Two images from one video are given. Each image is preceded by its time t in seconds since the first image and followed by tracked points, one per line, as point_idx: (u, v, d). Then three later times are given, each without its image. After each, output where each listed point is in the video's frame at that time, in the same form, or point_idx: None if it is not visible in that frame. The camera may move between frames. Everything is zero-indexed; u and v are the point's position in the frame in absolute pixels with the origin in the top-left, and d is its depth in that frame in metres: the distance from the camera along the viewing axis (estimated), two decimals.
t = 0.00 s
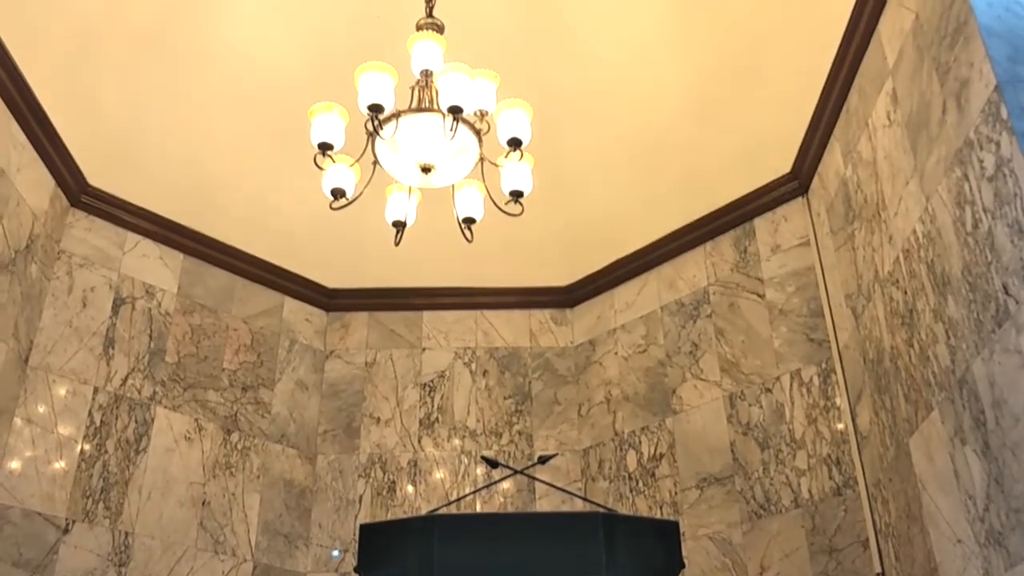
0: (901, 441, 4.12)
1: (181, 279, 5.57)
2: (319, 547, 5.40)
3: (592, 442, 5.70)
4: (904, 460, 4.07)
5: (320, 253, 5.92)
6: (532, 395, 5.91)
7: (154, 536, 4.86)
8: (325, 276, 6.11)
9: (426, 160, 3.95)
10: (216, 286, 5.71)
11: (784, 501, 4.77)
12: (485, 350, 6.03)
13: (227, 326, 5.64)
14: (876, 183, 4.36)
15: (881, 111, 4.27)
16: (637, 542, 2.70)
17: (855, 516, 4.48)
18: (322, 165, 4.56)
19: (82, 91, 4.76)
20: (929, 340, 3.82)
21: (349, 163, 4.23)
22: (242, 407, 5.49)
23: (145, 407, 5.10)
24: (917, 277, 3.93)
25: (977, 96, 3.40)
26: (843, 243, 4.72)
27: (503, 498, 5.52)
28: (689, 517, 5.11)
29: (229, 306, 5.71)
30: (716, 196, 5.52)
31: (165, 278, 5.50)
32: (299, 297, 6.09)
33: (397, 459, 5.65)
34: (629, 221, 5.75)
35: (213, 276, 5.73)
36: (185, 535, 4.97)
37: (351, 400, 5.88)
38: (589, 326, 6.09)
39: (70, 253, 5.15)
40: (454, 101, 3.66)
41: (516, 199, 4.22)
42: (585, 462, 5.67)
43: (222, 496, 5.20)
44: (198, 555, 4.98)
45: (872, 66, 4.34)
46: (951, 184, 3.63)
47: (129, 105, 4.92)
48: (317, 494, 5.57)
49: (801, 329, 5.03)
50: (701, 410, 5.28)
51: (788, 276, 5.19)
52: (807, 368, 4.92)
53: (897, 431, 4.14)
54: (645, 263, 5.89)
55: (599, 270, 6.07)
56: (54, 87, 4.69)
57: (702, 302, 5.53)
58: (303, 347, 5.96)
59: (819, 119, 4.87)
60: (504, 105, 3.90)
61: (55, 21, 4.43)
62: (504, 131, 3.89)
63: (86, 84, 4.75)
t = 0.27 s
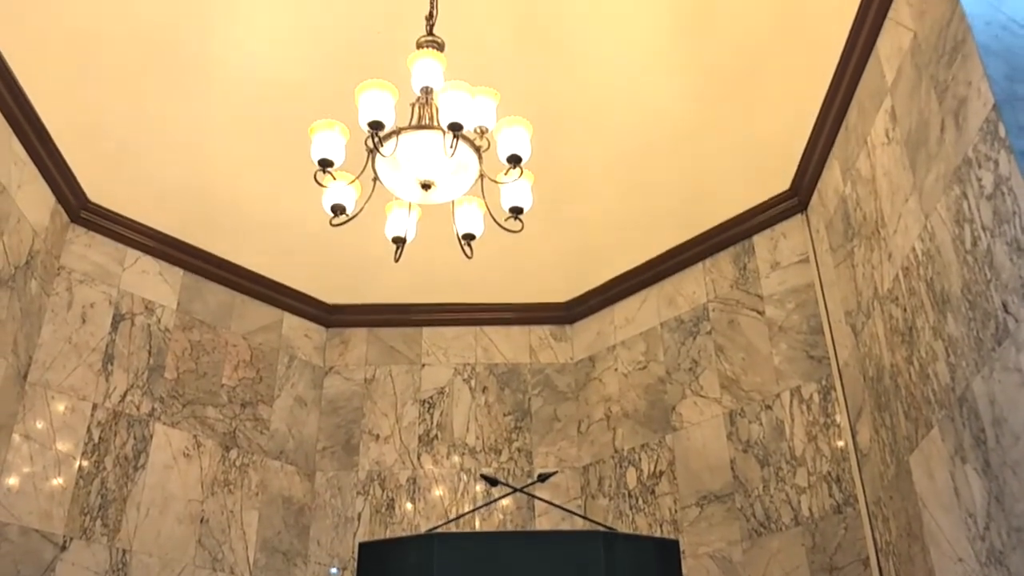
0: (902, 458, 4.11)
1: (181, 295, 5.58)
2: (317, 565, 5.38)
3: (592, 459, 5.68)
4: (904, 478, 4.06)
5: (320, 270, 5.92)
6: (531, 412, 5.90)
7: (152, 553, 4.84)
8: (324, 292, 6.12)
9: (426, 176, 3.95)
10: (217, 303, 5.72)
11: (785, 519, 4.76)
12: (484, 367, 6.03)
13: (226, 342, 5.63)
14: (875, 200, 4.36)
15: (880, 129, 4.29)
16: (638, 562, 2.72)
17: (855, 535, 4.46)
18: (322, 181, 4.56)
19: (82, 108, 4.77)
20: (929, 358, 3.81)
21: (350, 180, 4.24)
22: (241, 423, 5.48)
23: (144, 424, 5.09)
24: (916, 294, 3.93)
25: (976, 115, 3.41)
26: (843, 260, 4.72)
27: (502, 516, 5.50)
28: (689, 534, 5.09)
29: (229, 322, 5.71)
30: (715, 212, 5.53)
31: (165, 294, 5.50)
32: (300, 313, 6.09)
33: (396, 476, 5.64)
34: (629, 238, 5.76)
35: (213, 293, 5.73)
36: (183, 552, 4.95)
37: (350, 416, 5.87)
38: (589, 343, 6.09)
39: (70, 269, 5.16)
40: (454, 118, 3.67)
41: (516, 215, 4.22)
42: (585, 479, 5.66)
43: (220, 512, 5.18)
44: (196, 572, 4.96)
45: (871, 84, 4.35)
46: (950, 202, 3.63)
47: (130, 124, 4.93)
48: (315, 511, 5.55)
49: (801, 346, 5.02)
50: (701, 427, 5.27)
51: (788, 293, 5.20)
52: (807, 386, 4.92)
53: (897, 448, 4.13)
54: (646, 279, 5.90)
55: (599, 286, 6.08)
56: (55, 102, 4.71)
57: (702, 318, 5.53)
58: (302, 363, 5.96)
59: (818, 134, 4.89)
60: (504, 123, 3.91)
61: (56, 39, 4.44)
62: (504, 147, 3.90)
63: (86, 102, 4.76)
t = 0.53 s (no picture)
0: (904, 472, 4.10)
1: (183, 309, 5.58)
2: None
3: (594, 473, 5.67)
4: (907, 492, 4.05)
5: (321, 283, 5.93)
6: (533, 425, 5.89)
7: (153, 569, 4.83)
8: (326, 306, 6.12)
9: (428, 191, 3.96)
10: (219, 317, 5.72)
11: (788, 533, 4.74)
12: (486, 380, 6.02)
13: (228, 356, 5.63)
14: (876, 214, 4.37)
15: (881, 143, 4.29)
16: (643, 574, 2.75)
17: (859, 549, 4.45)
18: (324, 196, 4.57)
19: (85, 123, 4.79)
20: (931, 372, 3.81)
21: (352, 194, 4.25)
22: (242, 437, 5.47)
23: (146, 438, 5.09)
24: (918, 308, 3.93)
25: (976, 129, 3.41)
26: (844, 273, 4.72)
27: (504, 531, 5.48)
28: (692, 549, 5.07)
29: (230, 336, 5.71)
30: (717, 226, 5.53)
31: (166, 308, 5.51)
32: (301, 326, 6.09)
33: (397, 490, 5.62)
34: (630, 251, 5.76)
35: (215, 307, 5.74)
36: (184, 567, 4.94)
37: (351, 430, 5.86)
38: (590, 356, 6.08)
39: (72, 284, 5.17)
40: (455, 133, 3.68)
41: (517, 229, 4.23)
42: (587, 493, 5.64)
43: (221, 527, 5.17)
44: None
45: (871, 98, 4.36)
46: (951, 216, 3.64)
47: (133, 139, 4.94)
48: (317, 526, 5.54)
49: (803, 359, 5.02)
50: (703, 440, 5.26)
51: (789, 306, 5.20)
52: (809, 399, 4.91)
53: (900, 462, 4.12)
54: (647, 292, 5.90)
55: (600, 300, 6.08)
56: (58, 117, 4.73)
57: (704, 332, 5.53)
58: (303, 378, 5.95)
59: (818, 149, 4.89)
60: (505, 137, 3.92)
61: (59, 54, 4.47)
62: (506, 162, 3.91)
63: (89, 117, 4.78)
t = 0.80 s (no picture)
0: (906, 490, 4.09)
1: (183, 326, 5.58)
2: None
3: (595, 491, 5.66)
4: (909, 510, 4.03)
5: (322, 300, 5.93)
6: (534, 443, 5.88)
7: None
8: (327, 323, 6.12)
9: (429, 207, 3.96)
10: (219, 334, 5.72)
11: (789, 551, 4.72)
12: (487, 397, 6.01)
13: (228, 373, 5.63)
14: (876, 231, 4.37)
15: (881, 160, 4.30)
16: None
17: (861, 567, 4.43)
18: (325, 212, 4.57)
19: (86, 141, 4.81)
20: (933, 389, 3.80)
21: (353, 211, 4.25)
22: (242, 454, 5.46)
23: (146, 455, 5.08)
24: (919, 325, 3.93)
25: (976, 147, 3.42)
26: (845, 290, 4.73)
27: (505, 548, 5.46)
28: (694, 567, 5.05)
29: (231, 353, 5.71)
30: (717, 243, 5.54)
31: (167, 325, 5.51)
32: (302, 343, 6.09)
33: (398, 508, 5.61)
34: (631, 268, 5.76)
35: (216, 324, 5.74)
36: None
37: (351, 447, 5.85)
38: (591, 373, 6.07)
39: (73, 300, 5.17)
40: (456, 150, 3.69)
41: (518, 246, 4.23)
42: (588, 511, 5.62)
43: (221, 545, 5.16)
44: None
45: (871, 115, 4.37)
46: (951, 234, 3.64)
47: (134, 156, 4.96)
48: (317, 544, 5.52)
49: (804, 376, 5.02)
50: (705, 458, 5.25)
51: (790, 323, 5.20)
52: (811, 417, 4.90)
53: (902, 480, 4.11)
54: (647, 309, 5.90)
55: (601, 316, 6.08)
56: (61, 134, 4.75)
57: (705, 348, 5.52)
58: (304, 395, 5.95)
59: (819, 165, 4.91)
60: (505, 154, 3.93)
61: (61, 72, 4.48)
62: (506, 179, 3.91)
63: (90, 135, 4.80)
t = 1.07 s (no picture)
0: (907, 506, 4.08)
1: (183, 342, 5.58)
2: None
3: (596, 507, 5.64)
4: (911, 527, 4.02)
5: (323, 316, 5.93)
6: (534, 458, 5.86)
7: None
8: (327, 338, 6.12)
9: (430, 223, 3.97)
10: (219, 350, 5.72)
11: (791, 568, 4.71)
12: (487, 413, 6.00)
13: (228, 389, 5.62)
14: (876, 246, 4.38)
15: (880, 176, 4.31)
16: None
17: None
18: (326, 228, 4.57)
19: (88, 157, 4.82)
20: (933, 405, 3.80)
21: (353, 227, 4.25)
22: (242, 470, 5.45)
23: (145, 471, 5.07)
24: (919, 340, 3.93)
25: (975, 163, 3.43)
26: (845, 305, 4.73)
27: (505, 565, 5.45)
28: None
29: (231, 369, 5.71)
30: (717, 258, 5.54)
31: (167, 341, 5.51)
32: (302, 359, 6.09)
33: (398, 524, 5.59)
34: (631, 283, 5.77)
35: (216, 340, 5.74)
36: None
37: (351, 463, 5.84)
38: (591, 388, 6.07)
39: (73, 316, 5.18)
40: (457, 166, 3.70)
41: (518, 262, 4.23)
42: (589, 527, 5.61)
43: (220, 562, 5.14)
44: None
45: (870, 131, 4.39)
46: (951, 249, 3.65)
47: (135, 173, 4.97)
48: (316, 560, 5.50)
49: (805, 392, 5.01)
50: (706, 473, 5.24)
51: (790, 338, 5.20)
52: (811, 432, 4.90)
53: (903, 496, 4.10)
54: (647, 324, 5.90)
55: (600, 332, 6.08)
56: (62, 150, 4.76)
57: (705, 364, 5.52)
58: (304, 410, 5.94)
59: (818, 181, 4.91)
60: (506, 170, 3.94)
61: (63, 89, 4.51)
62: (506, 195, 3.92)
63: (91, 152, 4.81)
